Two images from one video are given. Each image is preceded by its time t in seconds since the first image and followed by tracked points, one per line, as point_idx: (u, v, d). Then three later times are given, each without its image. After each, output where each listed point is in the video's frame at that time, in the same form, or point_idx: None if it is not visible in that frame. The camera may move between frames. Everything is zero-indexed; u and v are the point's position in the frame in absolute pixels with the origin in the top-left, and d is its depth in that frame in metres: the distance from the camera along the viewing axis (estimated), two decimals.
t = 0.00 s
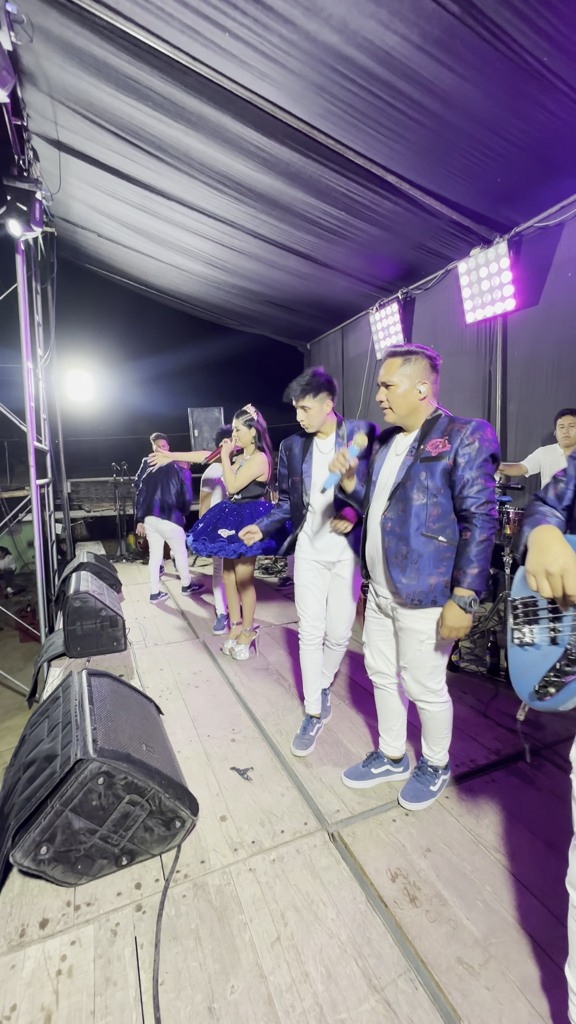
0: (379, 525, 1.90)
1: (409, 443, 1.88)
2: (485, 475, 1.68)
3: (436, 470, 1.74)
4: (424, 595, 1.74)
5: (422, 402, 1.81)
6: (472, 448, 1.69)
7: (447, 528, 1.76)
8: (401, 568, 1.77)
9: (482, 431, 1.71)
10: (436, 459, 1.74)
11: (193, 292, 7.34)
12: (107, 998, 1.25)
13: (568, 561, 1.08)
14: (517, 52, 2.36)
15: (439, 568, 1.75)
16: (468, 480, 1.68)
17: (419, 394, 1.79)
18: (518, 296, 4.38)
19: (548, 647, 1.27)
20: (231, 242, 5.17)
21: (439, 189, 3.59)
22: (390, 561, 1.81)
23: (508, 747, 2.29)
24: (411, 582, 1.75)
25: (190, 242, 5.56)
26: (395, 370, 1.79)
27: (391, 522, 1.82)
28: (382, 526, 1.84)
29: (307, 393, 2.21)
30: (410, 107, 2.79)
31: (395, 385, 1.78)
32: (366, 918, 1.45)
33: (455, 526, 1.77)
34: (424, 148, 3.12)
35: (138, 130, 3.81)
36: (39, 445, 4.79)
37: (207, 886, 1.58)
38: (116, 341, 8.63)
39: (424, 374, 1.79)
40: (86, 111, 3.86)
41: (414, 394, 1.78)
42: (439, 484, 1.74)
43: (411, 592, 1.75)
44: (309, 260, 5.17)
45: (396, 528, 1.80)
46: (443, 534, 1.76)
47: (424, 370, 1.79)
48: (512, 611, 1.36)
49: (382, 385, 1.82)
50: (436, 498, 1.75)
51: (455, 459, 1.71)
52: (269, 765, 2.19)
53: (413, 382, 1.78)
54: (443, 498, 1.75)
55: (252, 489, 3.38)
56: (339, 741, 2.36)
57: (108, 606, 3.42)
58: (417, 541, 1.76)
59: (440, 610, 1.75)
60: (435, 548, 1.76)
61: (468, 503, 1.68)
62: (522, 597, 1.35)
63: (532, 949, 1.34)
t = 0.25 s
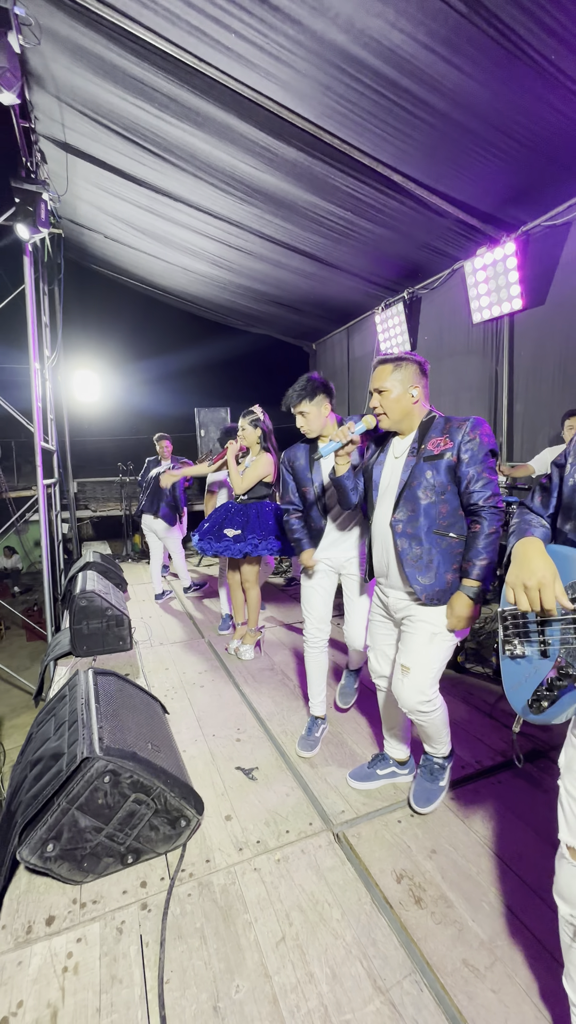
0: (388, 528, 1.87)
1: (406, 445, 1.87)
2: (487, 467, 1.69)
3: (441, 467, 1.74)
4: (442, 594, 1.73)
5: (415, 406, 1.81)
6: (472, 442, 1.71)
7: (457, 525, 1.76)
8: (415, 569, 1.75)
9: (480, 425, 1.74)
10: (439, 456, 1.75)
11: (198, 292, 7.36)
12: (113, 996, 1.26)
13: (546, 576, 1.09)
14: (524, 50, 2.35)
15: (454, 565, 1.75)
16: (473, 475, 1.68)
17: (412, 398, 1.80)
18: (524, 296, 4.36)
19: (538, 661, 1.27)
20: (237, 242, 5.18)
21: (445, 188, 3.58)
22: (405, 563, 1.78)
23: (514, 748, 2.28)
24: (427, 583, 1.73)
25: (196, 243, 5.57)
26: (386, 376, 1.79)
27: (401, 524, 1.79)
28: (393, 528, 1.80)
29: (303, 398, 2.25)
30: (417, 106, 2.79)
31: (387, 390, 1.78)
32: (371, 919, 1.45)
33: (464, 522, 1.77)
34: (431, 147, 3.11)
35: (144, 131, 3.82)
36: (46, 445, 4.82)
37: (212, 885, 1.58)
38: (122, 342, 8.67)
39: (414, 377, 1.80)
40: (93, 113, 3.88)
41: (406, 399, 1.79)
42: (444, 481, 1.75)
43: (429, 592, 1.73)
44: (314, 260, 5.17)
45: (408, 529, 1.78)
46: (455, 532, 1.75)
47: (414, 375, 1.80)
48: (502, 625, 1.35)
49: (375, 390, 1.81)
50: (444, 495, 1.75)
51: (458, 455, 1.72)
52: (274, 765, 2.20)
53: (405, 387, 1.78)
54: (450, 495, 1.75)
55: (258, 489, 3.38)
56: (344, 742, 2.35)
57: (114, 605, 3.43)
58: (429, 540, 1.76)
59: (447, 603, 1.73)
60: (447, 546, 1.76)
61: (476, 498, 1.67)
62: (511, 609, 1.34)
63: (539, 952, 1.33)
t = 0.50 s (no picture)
0: (397, 523, 1.87)
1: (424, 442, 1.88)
2: (505, 469, 1.67)
3: (456, 466, 1.73)
4: (446, 593, 1.72)
5: (436, 402, 1.81)
6: (491, 443, 1.69)
7: (467, 525, 1.75)
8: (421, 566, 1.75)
9: (500, 427, 1.71)
10: (455, 455, 1.73)
11: (202, 292, 7.36)
12: (116, 993, 1.26)
13: None
14: (530, 48, 2.34)
15: (460, 566, 1.74)
16: (488, 476, 1.66)
17: (434, 394, 1.79)
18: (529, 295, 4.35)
19: (561, 653, 1.25)
20: (241, 242, 5.18)
21: (450, 187, 3.57)
22: (410, 558, 1.78)
23: (518, 750, 2.27)
24: (431, 580, 1.72)
25: (200, 243, 5.58)
26: (409, 371, 1.78)
27: (410, 519, 1.79)
28: (401, 523, 1.81)
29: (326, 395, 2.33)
30: (421, 105, 2.78)
31: (410, 386, 1.78)
32: (374, 919, 1.45)
33: (475, 522, 1.75)
34: (435, 146, 3.11)
35: (149, 131, 3.83)
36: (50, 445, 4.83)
37: (215, 883, 1.59)
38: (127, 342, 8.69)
39: (438, 374, 1.79)
40: (98, 114, 3.89)
41: (429, 395, 1.78)
42: (458, 480, 1.73)
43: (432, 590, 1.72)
44: (318, 260, 5.16)
45: (416, 525, 1.78)
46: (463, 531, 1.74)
47: (438, 370, 1.79)
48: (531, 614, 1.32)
49: (397, 385, 1.81)
50: (456, 494, 1.74)
51: (475, 455, 1.70)
52: (277, 765, 2.20)
53: (428, 383, 1.78)
54: (463, 495, 1.73)
55: (262, 489, 3.38)
56: (348, 742, 2.35)
57: (117, 604, 3.44)
58: (437, 539, 1.75)
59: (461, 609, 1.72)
60: (455, 546, 1.75)
61: (490, 499, 1.66)
62: (539, 599, 1.31)
63: (543, 954, 1.33)
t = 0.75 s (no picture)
0: (417, 528, 1.89)
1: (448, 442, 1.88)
2: (529, 477, 1.62)
3: (476, 474, 1.71)
4: (464, 601, 1.71)
5: (462, 402, 1.80)
6: (514, 450, 1.65)
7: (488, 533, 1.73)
8: (439, 573, 1.75)
9: (525, 433, 1.66)
10: (476, 461, 1.71)
11: (206, 292, 7.37)
12: (120, 990, 1.27)
13: None
14: (535, 46, 2.33)
15: (479, 574, 1.72)
16: (510, 484, 1.63)
17: (460, 394, 1.78)
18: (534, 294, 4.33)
19: None
20: (245, 242, 5.18)
21: (454, 186, 3.56)
22: (428, 565, 1.80)
23: (523, 750, 2.26)
24: (448, 588, 1.72)
25: (203, 243, 5.59)
26: (435, 371, 1.78)
27: (428, 525, 1.81)
28: (420, 528, 1.83)
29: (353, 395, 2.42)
30: (426, 103, 2.77)
31: (436, 386, 1.78)
32: (378, 918, 1.45)
33: (496, 531, 1.73)
34: (440, 145, 3.10)
35: (153, 131, 3.83)
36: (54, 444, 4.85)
37: (219, 882, 1.59)
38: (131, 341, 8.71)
39: (465, 372, 1.78)
40: (103, 114, 3.90)
41: (454, 394, 1.78)
42: (479, 487, 1.71)
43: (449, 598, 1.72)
44: (322, 259, 5.16)
45: (433, 532, 1.79)
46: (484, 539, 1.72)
47: (466, 370, 1.78)
48: None
49: (422, 385, 1.82)
50: (476, 502, 1.72)
51: (496, 462, 1.67)
52: (281, 764, 2.20)
53: (454, 382, 1.77)
54: (483, 503, 1.72)
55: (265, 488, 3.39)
56: (352, 741, 2.35)
57: (121, 603, 3.45)
58: (456, 546, 1.74)
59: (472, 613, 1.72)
60: (474, 554, 1.73)
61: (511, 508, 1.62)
62: None
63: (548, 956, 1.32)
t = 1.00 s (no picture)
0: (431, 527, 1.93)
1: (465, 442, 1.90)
2: (542, 479, 1.59)
3: (488, 475, 1.71)
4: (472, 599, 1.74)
5: (480, 402, 1.81)
6: (527, 451, 1.62)
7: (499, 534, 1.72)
8: (449, 570, 1.81)
9: (539, 435, 1.63)
10: (488, 462, 1.71)
11: (208, 292, 7.38)
12: (122, 988, 1.27)
13: None
14: (538, 45, 2.32)
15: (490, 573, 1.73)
16: (520, 486, 1.61)
17: (477, 394, 1.79)
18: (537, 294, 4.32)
19: None
20: (247, 241, 5.18)
21: (457, 185, 3.55)
22: (439, 563, 1.85)
23: (525, 750, 2.26)
24: (457, 584, 1.78)
25: (206, 243, 5.59)
26: (454, 370, 1.81)
27: (440, 524, 1.85)
28: (432, 527, 1.88)
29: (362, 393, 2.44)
30: (428, 103, 2.77)
31: (455, 385, 1.80)
32: (380, 918, 1.45)
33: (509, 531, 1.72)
34: (442, 144, 3.09)
35: (156, 131, 3.84)
36: (57, 444, 4.86)
37: (221, 881, 1.59)
38: (133, 341, 8.72)
39: (485, 372, 1.78)
40: (106, 115, 3.91)
41: (471, 394, 1.80)
42: (491, 488, 1.71)
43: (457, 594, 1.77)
44: (324, 259, 5.16)
45: (445, 531, 1.83)
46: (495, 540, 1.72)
47: (486, 369, 1.78)
48: None
49: (440, 384, 1.85)
50: (488, 503, 1.72)
51: (508, 463, 1.66)
52: (283, 763, 2.20)
53: (472, 382, 1.79)
54: (495, 503, 1.71)
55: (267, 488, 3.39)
56: (354, 740, 2.35)
57: (124, 603, 3.45)
58: (467, 545, 1.77)
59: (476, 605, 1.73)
60: (485, 554, 1.73)
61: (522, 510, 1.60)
62: None
63: (550, 956, 1.32)
